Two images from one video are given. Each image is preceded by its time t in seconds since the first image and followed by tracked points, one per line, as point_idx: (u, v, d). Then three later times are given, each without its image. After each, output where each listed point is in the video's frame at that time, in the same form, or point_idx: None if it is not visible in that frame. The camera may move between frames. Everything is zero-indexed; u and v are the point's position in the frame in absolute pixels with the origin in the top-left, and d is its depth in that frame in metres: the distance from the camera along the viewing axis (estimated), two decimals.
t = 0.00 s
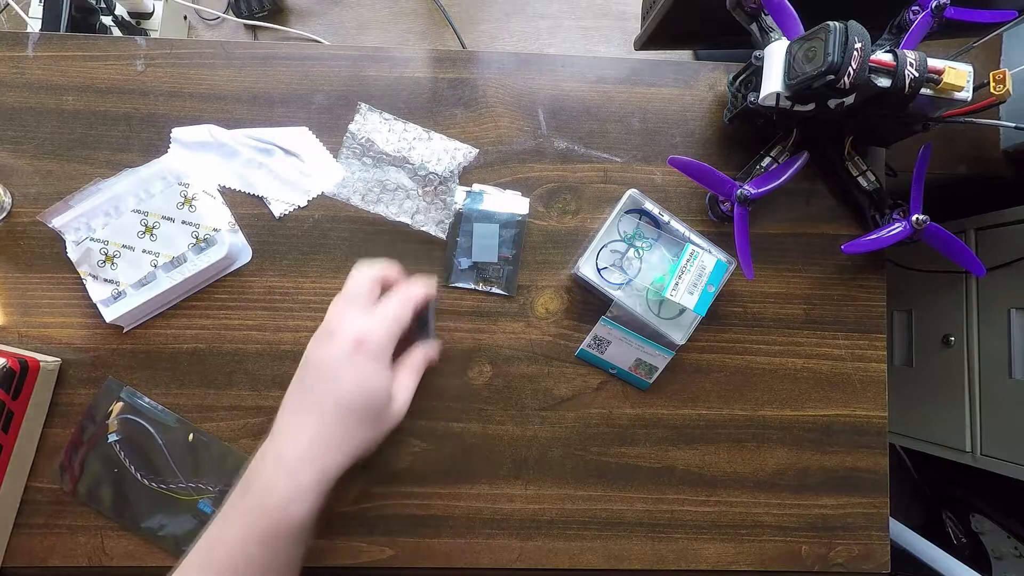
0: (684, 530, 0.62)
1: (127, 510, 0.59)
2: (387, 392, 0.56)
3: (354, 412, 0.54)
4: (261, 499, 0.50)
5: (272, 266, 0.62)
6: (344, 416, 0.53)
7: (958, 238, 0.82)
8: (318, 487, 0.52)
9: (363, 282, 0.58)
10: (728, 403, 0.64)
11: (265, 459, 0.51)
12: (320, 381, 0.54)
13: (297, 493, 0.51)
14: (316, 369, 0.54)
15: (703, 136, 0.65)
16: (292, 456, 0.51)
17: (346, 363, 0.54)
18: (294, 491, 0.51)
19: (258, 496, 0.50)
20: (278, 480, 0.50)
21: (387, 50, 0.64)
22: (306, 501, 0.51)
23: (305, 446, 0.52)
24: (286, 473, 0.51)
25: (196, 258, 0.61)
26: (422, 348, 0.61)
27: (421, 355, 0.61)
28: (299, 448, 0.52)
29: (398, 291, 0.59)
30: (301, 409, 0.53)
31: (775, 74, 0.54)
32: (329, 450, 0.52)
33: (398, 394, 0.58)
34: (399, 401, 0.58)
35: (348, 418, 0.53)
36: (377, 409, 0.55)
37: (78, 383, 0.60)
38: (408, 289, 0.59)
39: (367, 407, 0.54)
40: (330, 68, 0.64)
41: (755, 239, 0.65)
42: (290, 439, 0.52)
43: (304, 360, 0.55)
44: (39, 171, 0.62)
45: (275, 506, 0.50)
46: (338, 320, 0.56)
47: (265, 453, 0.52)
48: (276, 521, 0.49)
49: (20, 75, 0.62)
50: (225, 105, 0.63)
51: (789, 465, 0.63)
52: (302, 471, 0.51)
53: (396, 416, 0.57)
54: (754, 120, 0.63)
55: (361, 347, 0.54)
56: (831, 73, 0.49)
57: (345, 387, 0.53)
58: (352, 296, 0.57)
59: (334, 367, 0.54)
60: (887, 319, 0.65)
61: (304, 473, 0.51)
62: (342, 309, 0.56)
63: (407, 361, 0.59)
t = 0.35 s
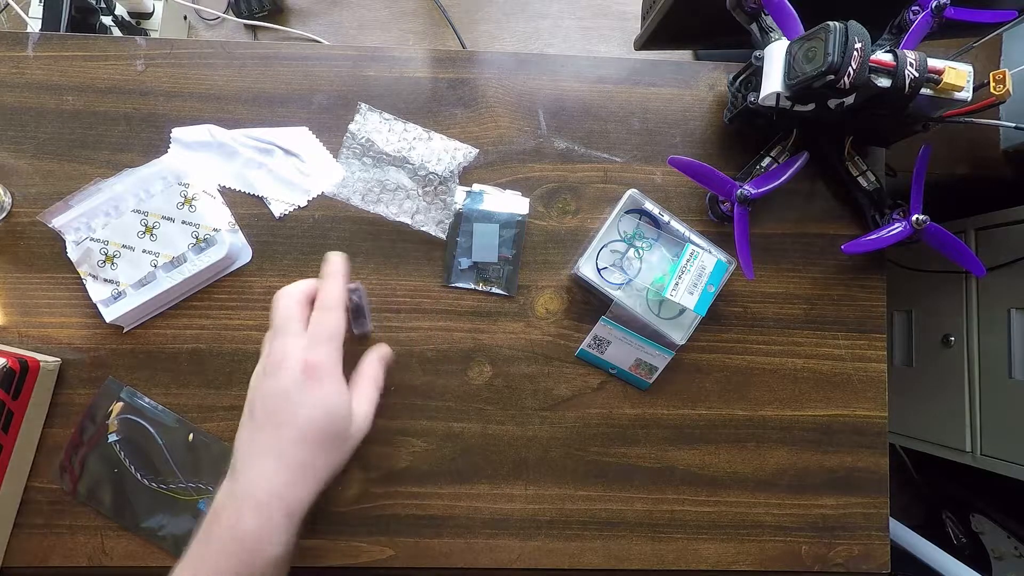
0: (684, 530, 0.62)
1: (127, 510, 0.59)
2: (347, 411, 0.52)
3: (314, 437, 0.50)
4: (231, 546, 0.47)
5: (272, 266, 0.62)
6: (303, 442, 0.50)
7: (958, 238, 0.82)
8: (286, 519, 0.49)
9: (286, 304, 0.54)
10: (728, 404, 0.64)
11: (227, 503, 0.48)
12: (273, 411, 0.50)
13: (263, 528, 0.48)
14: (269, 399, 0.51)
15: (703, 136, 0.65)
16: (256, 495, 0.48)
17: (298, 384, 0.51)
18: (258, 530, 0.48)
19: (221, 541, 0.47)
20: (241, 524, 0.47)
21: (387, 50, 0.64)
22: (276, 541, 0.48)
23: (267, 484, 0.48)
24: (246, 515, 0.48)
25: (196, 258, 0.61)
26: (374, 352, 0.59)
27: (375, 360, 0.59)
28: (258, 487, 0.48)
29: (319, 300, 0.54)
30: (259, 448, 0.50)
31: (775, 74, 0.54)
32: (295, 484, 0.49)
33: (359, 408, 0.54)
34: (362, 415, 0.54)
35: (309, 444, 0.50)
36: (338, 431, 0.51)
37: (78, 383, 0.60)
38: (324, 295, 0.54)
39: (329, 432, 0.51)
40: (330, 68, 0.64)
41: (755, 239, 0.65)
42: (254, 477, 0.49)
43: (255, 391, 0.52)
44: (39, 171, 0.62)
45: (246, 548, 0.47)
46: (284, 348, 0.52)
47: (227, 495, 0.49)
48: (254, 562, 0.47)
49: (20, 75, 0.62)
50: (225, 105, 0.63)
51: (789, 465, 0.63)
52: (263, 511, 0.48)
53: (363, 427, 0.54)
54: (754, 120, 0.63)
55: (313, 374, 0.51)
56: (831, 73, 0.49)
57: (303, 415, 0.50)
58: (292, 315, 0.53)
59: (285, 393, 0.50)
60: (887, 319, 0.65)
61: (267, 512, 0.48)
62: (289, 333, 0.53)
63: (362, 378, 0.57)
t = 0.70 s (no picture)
0: (684, 530, 0.62)
1: (126, 510, 0.59)
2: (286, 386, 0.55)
3: (253, 412, 0.53)
4: (172, 519, 0.48)
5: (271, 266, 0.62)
6: (254, 417, 0.53)
7: (958, 238, 0.82)
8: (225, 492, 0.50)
9: (257, 289, 0.57)
10: (728, 404, 0.64)
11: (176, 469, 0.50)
12: (223, 390, 0.53)
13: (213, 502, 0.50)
14: (201, 382, 0.53)
15: (703, 136, 0.65)
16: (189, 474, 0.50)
17: (262, 364, 0.55)
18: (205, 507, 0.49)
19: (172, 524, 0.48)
20: (190, 499, 0.49)
21: (387, 50, 0.64)
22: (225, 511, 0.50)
23: (212, 459, 0.51)
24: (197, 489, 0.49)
25: (196, 258, 0.61)
26: (341, 335, 0.58)
27: (342, 340, 0.58)
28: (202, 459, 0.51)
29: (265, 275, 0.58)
30: (205, 421, 0.52)
31: (775, 74, 0.54)
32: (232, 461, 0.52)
33: (303, 380, 0.56)
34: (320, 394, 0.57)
35: (250, 424, 0.53)
36: (275, 408, 0.54)
37: (78, 383, 0.60)
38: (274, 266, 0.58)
39: (272, 403, 0.54)
40: (330, 68, 0.64)
41: (755, 239, 0.65)
42: (202, 453, 0.51)
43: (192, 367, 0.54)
44: (39, 171, 0.62)
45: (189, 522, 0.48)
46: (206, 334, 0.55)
47: (172, 467, 0.50)
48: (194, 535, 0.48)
49: (20, 75, 0.62)
50: (225, 105, 0.63)
51: (789, 465, 0.63)
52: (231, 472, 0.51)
53: (309, 403, 0.56)
54: (754, 120, 0.63)
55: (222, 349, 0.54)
56: (831, 73, 0.49)
57: (235, 385, 0.53)
58: (238, 306, 0.56)
59: (226, 371, 0.54)
60: (887, 319, 0.65)
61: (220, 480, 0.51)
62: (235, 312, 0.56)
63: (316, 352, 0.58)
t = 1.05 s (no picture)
0: (684, 530, 0.62)
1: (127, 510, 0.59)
2: (148, 304, 0.48)
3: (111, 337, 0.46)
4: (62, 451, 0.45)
5: (271, 266, 0.62)
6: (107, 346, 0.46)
7: (958, 238, 0.82)
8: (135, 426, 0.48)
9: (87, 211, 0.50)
10: (728, 404, 0.64)
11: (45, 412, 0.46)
12: (66, 325, 0.46)
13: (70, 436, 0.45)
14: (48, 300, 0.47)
15: (703, 137, 0.66)
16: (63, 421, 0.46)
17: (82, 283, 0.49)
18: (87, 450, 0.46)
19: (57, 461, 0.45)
20: (67, 436, 0.45)
21: (386, 50, 0.64)
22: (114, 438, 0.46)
23: (88, 395, 0.46)
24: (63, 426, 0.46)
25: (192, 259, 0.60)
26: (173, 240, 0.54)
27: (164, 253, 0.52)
28: (84, 396, 0.46)
29: (109, 204, 0.50)
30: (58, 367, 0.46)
31: (775, 74, 0.54)
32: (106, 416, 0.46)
33: (167, 295, 0.49)
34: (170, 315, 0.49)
35: (120, 352, 0.47)
36: (147, 331, 0.48)
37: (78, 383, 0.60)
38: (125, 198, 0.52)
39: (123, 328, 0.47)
40: (330, 68, 0.64)
41: (754, 239, 0.65)
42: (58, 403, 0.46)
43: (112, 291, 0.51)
44: (39, 171, 0.62)
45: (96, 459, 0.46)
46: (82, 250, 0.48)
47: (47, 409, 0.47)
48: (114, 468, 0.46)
49: (20, 75, 0.62)
50: (224, 105, 0.63)
51: (789, 465, 0.63)
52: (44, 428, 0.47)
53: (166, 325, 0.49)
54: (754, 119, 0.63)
55: (70, 285, 0.47)
56: (831, 73, 0.49)
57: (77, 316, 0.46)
58: (81, 237, 0.49)
59: (66, 308, 0.46)
60: (887, 319, 0.65)
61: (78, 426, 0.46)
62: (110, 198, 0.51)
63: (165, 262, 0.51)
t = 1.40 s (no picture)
0: (684, 530, 0.62)
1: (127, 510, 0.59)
2: (195, 326, 0.53)
3: (164, 357, 0.51)
4: (93, 458, 0.47)
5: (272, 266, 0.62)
6: (157, 363, 0.51)
7: (958, 238, 0.82)
8: (155, 440, 0.49)
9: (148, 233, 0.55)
10: (728, 404, 0.64)
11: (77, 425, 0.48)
12: (121, 335, 0.51)
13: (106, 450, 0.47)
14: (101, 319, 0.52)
15: (702, 136, 0.66)
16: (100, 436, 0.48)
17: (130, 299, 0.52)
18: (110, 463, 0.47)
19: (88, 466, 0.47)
20: (97, 446, 0.47)
21: (386, 50, 0.64)
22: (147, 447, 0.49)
23: (122, 402, 0.49)
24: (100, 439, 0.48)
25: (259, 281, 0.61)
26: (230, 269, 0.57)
27: (229, 279, 0.57)
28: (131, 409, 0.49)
29: (184, 228, 0.56)
30: (100, 372, 0.50)
31: (775, 74, 0.54)
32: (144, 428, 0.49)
33: (217, 321, 0.54)
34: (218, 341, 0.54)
35: (164, 366, 0.51)
36: (188, 348, 0.52)
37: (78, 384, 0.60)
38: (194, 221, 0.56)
39: (177, 349, 0.52)
40: (330, 68, 0.64)
41: (754, 239, 0.65)
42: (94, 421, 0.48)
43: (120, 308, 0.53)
44: (39, 171, 0.62)
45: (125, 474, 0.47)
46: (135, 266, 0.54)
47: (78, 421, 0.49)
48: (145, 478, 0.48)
49: (20, 75, 0.62)
50: (225, 105, 0.63)
51: (789, 465, 0.63)
52: (72, 435, 0.48)
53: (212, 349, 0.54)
54: (754, 119, 0.63)
55: (128, 305, 0.52)
56: (831, 73, 0.49)
57: (144, 331, 0.51)
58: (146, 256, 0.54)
59: (127, 318, 0.51)
60: (887, 319, 0.65)
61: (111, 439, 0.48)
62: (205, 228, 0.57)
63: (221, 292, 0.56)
